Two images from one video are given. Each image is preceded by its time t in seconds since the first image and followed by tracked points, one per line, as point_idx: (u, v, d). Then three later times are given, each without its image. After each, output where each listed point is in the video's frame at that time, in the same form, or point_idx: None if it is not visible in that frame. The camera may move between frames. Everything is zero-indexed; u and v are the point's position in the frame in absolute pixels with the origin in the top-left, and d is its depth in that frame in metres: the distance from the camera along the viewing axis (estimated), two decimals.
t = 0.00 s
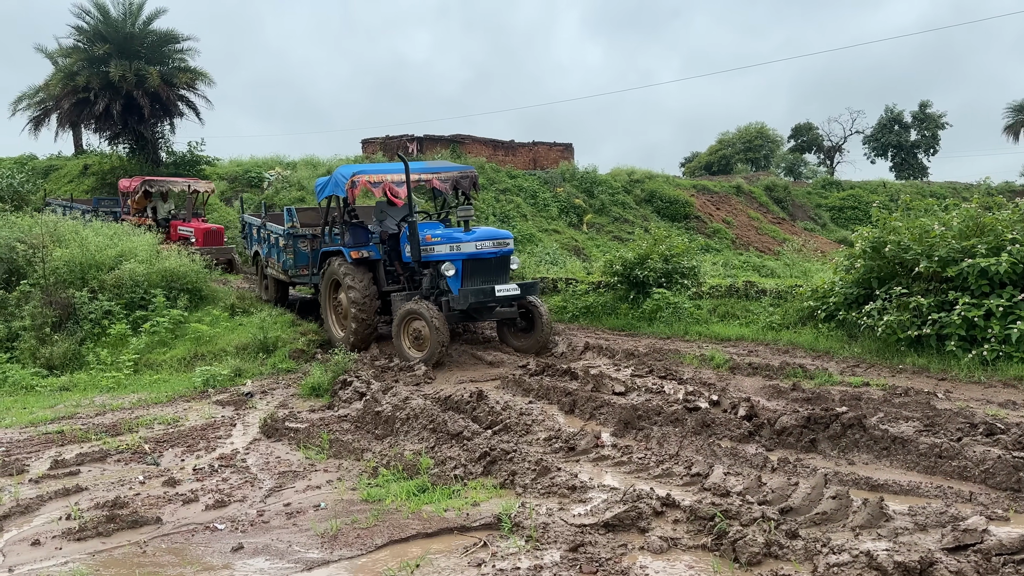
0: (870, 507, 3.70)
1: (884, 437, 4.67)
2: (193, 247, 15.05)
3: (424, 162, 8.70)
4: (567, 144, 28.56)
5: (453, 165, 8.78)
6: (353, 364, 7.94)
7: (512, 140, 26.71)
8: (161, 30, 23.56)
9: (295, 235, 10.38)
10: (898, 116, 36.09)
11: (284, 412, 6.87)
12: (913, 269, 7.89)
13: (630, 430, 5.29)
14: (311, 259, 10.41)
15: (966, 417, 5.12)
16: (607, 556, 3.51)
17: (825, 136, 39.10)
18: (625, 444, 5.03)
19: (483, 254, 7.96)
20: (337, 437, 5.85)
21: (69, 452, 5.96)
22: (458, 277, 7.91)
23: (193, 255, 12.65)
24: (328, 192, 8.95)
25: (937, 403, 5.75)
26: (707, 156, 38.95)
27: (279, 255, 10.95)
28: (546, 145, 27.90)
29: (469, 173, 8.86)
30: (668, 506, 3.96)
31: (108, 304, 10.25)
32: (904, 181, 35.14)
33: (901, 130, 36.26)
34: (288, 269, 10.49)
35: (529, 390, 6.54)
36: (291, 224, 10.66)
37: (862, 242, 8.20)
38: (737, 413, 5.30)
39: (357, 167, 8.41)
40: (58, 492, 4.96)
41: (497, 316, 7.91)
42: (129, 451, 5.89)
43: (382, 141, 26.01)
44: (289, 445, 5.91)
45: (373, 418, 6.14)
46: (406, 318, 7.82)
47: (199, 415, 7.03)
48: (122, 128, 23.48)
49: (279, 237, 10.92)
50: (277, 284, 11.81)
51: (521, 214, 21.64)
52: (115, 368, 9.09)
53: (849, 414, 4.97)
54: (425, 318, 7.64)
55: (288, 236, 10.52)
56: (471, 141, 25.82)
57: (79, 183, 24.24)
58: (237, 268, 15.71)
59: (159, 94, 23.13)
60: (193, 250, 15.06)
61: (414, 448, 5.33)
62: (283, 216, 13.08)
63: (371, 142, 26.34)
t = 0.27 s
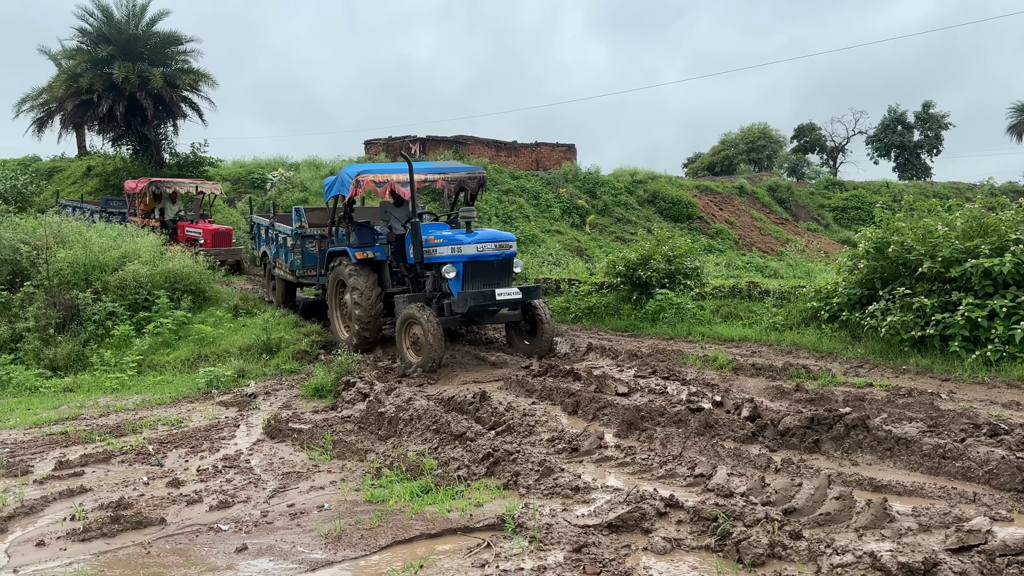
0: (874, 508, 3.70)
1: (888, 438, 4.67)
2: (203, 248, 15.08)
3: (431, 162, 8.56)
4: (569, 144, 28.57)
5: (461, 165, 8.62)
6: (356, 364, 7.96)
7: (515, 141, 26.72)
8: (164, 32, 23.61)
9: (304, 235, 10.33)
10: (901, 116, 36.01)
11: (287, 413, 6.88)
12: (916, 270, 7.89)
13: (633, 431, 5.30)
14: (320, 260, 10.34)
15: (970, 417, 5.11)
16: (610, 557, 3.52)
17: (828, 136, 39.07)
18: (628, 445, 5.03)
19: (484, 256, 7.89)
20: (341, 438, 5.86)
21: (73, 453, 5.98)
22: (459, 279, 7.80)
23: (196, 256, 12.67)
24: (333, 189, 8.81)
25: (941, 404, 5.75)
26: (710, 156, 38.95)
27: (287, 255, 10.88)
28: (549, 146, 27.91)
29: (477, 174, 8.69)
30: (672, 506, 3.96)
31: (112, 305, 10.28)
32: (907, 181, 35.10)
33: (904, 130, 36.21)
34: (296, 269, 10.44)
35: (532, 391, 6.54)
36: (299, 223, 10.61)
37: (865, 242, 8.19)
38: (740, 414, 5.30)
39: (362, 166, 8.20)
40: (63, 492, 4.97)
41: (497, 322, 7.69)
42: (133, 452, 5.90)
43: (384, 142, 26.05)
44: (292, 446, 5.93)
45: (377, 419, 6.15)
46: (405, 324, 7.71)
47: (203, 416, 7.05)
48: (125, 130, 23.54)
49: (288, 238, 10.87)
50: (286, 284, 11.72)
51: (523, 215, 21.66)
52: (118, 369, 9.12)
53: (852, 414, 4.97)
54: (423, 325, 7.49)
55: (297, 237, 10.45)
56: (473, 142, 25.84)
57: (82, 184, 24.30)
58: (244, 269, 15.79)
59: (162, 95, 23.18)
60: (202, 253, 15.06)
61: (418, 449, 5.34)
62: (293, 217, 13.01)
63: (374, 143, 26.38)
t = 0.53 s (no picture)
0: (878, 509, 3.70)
1: (892, 439, 4.67)
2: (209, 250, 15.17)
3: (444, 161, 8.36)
4: (572, 145, 28.57)
5: (475, 165, 8.40)
6: (360, 365, 7.96)
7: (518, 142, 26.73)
8: (168, 34, 23.67)
9: (314, 233, 10.25)
10: (905, 117, 35.93)
11: (291, 414, 6.89)
12: (919, 271, 7.88)
13: (637, 432, 5.29)
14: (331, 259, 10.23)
15: (975, 419, 5.10)
16: (614, 558, 3.52)
17: (831, 137, 39.01)
18: (632, 446, 5.03)
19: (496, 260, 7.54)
20: (344, 439, 5.87)
21: (77, 454, 5.99)
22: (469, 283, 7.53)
23: (200, 257, 12.69)
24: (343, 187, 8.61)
25: (945, 405, 5.74)
26: (713, 157, 38.95)
27: (297, 255, 10.80)
28: (552, 147, 27.92)
29: (491, 173, 8.46)
30: (675, 507, 3.96)
31: (116, 306, 10.31)
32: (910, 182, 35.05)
33: (907, 130, 36.14)
34: (306, 268, 10.36)
35: (536, 392, 6.54)
36: (310, 222, 10.55)
37: (869, 243, 8.18)
38: (744, 415, 5.30)
39: (373, 164, 8.00)
40: (67, 493, 4.99)
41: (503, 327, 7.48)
42: (137, 453, 5.91)
43: (387, 144, 26.08)
44: (296, 447, 5.93)
45: (380, 420, 6.15)
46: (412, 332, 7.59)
47: (207, 417, 7.06)
48: (129, 131, 23.60)
49: (299, 236, 10.80)
50: (296, 285, 11.56)
51: (526, 217, 21.67)
52: (122, 370, 9.14)
53: (856, 416, 4.96)
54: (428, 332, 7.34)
55: (307, 235, 10.38)
56: (476, 143, 25.86)
57: (86, 185, 24.37)
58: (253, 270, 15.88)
59: (166, 97, 23.23)
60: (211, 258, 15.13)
61: (421, 450, 5.34)
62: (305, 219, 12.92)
63: (377, 145, 26.41)
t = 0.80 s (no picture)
0: (882, 511, 3.69)
1: (896, 441, 4.66)
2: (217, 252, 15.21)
3: (456, 160, 8.14)
4: (575, 146, 28.58)
5: (487, 164, 8.17)
6: (363, 366, 7.96)
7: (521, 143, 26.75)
8: (171, 36, 23.74)
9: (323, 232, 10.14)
10: (909, 118, 35.84)
11: (294, 415, 6.90)
12: (923, 272, 7.86)
13: (640, 433, 5.28)
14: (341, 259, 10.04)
15: (979, 420, 5.08)
16: (617, 559, 3.51)
17: (834, 137, 38.95)
18: (635, 448, 5.02)
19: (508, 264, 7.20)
20: (347, 440, 5.87)
21: (81, 455, 6.01)
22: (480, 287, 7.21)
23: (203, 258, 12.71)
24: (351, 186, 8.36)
25: (949, 406, 5.73)
26: (716, 158, 38.95)
27: (307, 254, 10.68)
28: (555, 148, 27.92)
29: (504, 173, 8.22)
30: (678, 509, 3.96)
31: (119, 307, 10.34)
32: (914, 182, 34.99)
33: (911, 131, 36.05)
34: (316, 268, 10.25)
35: (539, 393, 6.53)
36: (320, 221, 10.44)
37: (872, 244, 8.16)
38: (747, 417, 5.29)
39: (383, 162, 7.77)
40: (71, 494, 5.00)
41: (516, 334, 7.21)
42: (140, 454, 5.92)
43: (390, 145, 26.11)
44: (299, 447, 5.94)
45: (384, 421, 6.15)
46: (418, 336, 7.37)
47: (210, 418, 7.07)
48: (133, 132, 23.66)
49: (309, 236, 10.69)
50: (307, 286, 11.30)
51: (529, 218, 21.68)
52: (126, 371, 9.16)
53: (860, 417, 4.95)
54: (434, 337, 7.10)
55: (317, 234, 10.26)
56: (479, 144, 25.87)
57: (90, 187, 24.44)
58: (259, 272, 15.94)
59: (170, 98, 23.29)
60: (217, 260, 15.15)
61: (424, 451, 5.34)
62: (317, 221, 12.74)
63: (380, 146, 26.45)
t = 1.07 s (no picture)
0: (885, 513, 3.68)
1: (899, 443, 4.65)
2: (228, 253, 15.25)
3: (464, 159, 8.07)
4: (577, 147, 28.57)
5: (495, 162, 8.09)
6: (366, 367, 7.97)
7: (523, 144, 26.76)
8: (175, 37, 23.78)
9: (331, 234, 9.93)
10: (913, 119, 35.75)
11: (297, 416, 6.90)
12: (927, 274, 7.84)
13: (642, 434, 5.27)
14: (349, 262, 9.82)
15: (983, 422, 5.07)
16: (620, 561, 3.51)
17: (838, 139, 38.90)
18: (638, 449, 5.02)
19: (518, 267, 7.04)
20: (350, 441, 5.87)
21: (84, 456, 6.02)
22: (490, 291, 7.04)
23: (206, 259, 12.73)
24: (357, 186, 8.28)
25: (952, 408, 5.72)
26: (719, 159, 38.92)
27: (314, 257, 10.48)
28: (558, 150, 27.92)
29: (512, 171, 8.14)
30: (681, 511, 3.95)
31: (123, 308, 10.36)
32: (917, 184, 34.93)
33: (914, 132, 35.97)
34: (323, 270, 10.03)
35: (542, 395, 6.53)
36: (327, 223, 10.25)
37: (875, 245, 8.14)
38: (751, 418, 5.29)
39: (388, 162, 7.68)
40: (74, 495, 5.01)
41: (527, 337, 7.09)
42: (143, 455, 5.93)
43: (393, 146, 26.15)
44: (302, 449, 5.94)
45: (387, 422, 6.15)
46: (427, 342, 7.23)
47: (213, 418, 7.08)
48: (136, 134, 23.71)
49: (316, 238, 10.47)
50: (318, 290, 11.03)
51: (532, 219, 21.68)
52: (129, 372, 9.18)
53: (864, 419, 4.94)
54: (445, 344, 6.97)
55: (324, 236, 10.09)
56: (482, 145, 25.88)
57: (93, 188, 24.50)
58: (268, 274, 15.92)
59: (173, 100, 23.33)
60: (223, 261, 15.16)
61: (427, 452, 5.34)
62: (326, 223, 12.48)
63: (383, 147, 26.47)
